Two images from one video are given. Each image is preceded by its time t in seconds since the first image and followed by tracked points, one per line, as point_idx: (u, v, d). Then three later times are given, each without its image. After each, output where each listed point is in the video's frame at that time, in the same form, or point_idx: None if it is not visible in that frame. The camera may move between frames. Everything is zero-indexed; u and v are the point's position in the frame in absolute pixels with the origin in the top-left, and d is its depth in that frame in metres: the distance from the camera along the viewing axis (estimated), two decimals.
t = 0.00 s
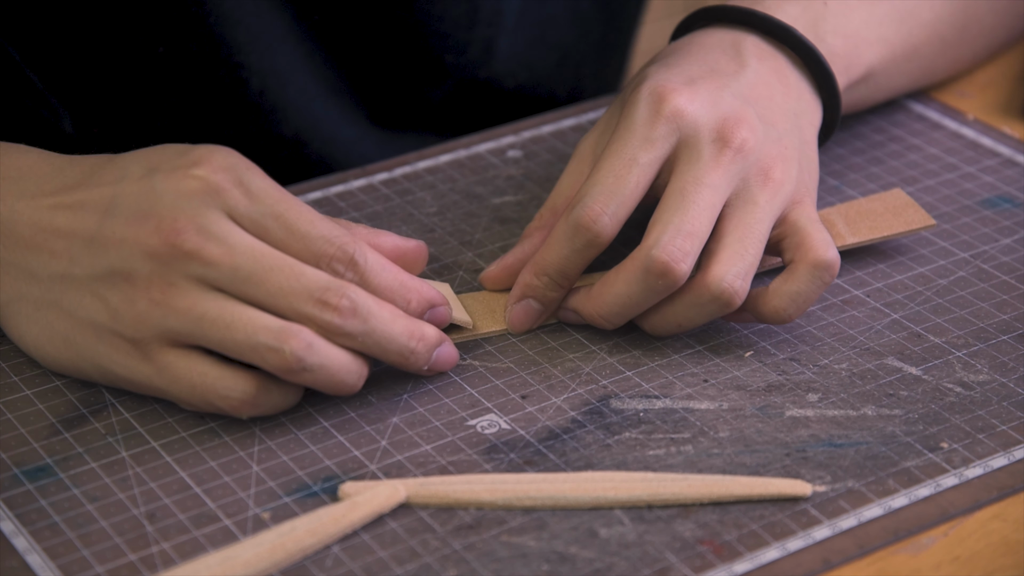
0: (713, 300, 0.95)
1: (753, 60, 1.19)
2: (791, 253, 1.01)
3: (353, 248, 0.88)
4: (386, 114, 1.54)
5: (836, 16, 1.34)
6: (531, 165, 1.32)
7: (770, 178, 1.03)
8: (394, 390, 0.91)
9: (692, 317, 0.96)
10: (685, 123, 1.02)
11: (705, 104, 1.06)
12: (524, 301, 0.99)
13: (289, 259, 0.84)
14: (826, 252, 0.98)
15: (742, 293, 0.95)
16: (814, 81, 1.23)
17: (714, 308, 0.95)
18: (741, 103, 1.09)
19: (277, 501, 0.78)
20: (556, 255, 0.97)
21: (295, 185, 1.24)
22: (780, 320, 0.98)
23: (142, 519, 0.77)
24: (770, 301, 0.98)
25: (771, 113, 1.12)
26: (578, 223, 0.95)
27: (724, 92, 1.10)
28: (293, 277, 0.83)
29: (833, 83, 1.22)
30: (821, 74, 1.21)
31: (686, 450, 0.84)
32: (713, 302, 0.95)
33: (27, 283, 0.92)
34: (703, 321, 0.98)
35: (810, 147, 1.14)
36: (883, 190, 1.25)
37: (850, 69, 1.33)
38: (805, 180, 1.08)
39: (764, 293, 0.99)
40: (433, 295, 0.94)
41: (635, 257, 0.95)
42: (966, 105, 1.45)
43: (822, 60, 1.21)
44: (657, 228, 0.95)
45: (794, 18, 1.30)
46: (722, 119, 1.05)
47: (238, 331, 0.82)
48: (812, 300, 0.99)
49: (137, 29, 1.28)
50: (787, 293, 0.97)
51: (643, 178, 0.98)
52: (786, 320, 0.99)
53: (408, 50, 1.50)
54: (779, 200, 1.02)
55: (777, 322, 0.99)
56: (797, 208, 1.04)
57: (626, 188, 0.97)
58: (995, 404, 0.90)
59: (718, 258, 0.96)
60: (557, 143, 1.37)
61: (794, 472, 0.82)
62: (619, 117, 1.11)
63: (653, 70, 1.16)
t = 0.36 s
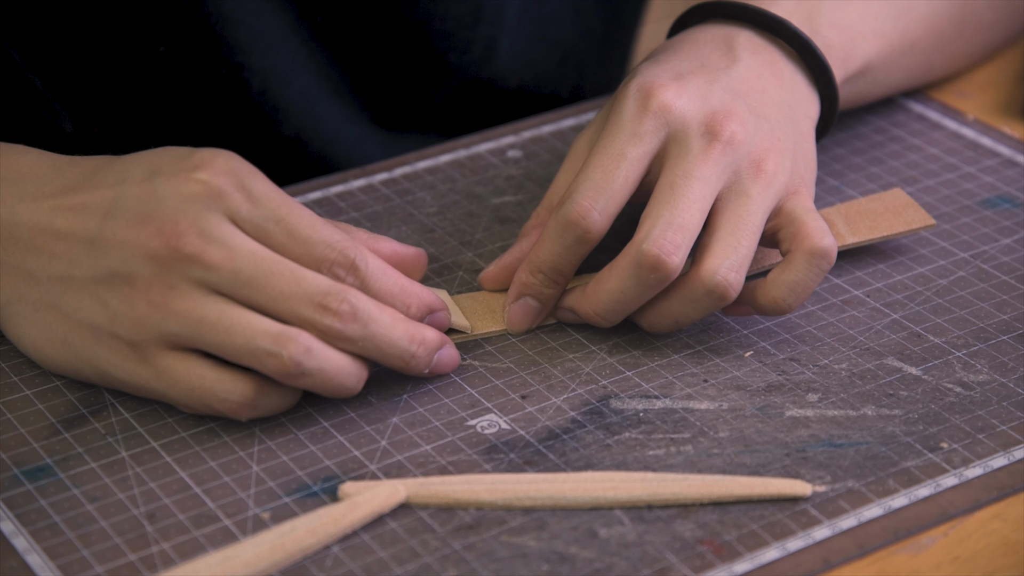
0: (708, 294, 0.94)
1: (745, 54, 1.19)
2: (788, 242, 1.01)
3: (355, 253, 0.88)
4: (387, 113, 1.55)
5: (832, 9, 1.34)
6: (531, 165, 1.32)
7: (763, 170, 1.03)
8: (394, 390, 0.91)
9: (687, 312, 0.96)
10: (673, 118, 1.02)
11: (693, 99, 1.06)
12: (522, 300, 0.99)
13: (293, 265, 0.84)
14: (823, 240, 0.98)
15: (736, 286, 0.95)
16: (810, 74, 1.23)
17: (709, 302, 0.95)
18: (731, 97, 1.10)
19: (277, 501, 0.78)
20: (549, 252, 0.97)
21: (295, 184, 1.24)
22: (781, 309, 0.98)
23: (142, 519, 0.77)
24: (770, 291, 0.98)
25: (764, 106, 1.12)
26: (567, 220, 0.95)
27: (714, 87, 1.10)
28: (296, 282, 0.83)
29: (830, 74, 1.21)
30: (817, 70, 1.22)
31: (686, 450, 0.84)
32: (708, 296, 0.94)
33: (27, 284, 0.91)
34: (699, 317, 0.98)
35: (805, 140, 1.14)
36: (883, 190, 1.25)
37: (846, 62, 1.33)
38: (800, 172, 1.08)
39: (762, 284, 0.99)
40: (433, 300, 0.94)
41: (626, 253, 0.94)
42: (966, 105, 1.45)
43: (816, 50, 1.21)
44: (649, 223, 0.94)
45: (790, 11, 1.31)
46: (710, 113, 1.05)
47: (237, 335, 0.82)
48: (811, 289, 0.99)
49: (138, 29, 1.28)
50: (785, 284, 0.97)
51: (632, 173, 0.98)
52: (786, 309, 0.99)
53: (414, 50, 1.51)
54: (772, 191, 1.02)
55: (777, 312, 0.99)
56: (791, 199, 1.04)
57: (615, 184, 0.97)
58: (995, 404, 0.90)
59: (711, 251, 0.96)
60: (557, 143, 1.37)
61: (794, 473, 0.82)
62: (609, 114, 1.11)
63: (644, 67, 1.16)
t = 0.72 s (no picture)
0: (709, 295, 0.94)
1: (745, 55, 1.19)
2: (790, 244, 1.01)
3: (355, 255, 0.88)
4: (388, 114, 1.54)
5: (832, 10, 1.34)
6: (531, 165, 1.32)
7: (764, 171, 1.03)
8: (394, 390, 0.91)
9: (687, 313, 0.96)
10: (674, 119, 1.02)
11: (694, 100, 1.06)
12: (522, 300, 0.99)
13: (292, 266, 0.84)
14: (824, 241, 0.98)
15: (738, 288, 0.95)
16: (810, 72, 1.23)
17: (709, 304, 0.95)
18: (732, 99, 1.10)
19: (277, 501, 0.78)
20: (549, 253, 0.97)
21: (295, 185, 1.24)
22: (783, 311, 0.99)
23: (142, 519, 0.77)
24: (771, 292, 0.98)
25: (765, 107, 1.12)
26: (568, 220, 0.95)
27: (714, 88, 1.10)
28: (294, 284, 0.83)
29: (829, 73, 1.22)
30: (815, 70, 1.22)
31: (686, 450, 0.84)
32: (708, 298, 0.95)
33: (26, 283, 0.91)
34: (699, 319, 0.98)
35: (805, 140, 1.14)
36: (883, 190, 1.25)
37: (847, 61, 1.33)
38: (801, 174, 1.08)
39: (764, 285, 0.99)
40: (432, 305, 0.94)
41: (626, 254, 0.94)
42: (967, 105, 1.45)
43: (815, 49, 1.21)
44: (649, 223, 0.94)
45: (791, 11, 1.31)
46: (712, 114, 1.05)
47: (236, 337, 0.82)
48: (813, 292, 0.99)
49: (138, 29, 1.28)
50: (786, 285, 0.97)
51: (633, 174, 0.98)
52: (787, 311, 0.99)
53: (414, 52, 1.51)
54: (773, 193, 1.02)
55: (779, 314, 0.99)
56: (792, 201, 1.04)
57: (616, 185, 0.97)
58: (995, 404, 0.90)
59: (712, 253, 0.96)
60: (557, 143, 1.37)
61: (794, 472, 0.82)
62: (610, 115, 1.11)
63: (644, 68, 1.16)
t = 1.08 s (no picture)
0: (707, 295, 0.94)
1: (745, 55, 1.19)
2: (792, 242, 1.01)
3: (365, 251, 0.89)
4: (387, 114, 1.55)
5: (831, 8, 1.33)
6: (531, 165, 1.32)
7: (762, 172, 1.03)
8: (394, 390, 0.91)
9: (686, 312, 0.96)
10: (673, 119, 1.02)
11: (693, 100, 1.06)
12: (521, 299, 0.99)
13: (299, 258, 0.84)
14: (824, 238, 0.98)
15: (734, 288, 0.95)
16: (809, 70, 1.23)
17: (707, 304, 0.95)
18: (731, 99, 1.10)
19: (277, 501, 0.78)
20: (548, 252, 0.97)
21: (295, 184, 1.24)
22: (786, 307, 0.99)
23: (142, 519, 0.77)
24: (774, 288, 0.98)
25: (764, 107, 1.12)
26: (565, 220, 0.95)
27: (713, 88, 1.10)
28: (303, 275, 0.83)
29: (828, 72, 1.22)
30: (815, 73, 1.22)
31: (686, 450, 0.84)
32: (707, 297, 0.94)
33: (30, 280, 0.92)
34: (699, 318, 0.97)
35: (804, 142, 1.14)
36: (883, 190, 1.25)
37: (846, 61, 1.33)
38: (799, 174, 1.08)
39: (767, 281, 0.99)
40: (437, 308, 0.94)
41: (623, 254, 0.95)
42: (966, 105, 1.45)
43: (815, 50, 1.21)
44: (647, 222, 0.94)
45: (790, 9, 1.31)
46: (711, 114, 1.05)
47: (241, 332, 0.81)
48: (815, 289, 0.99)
49: (138, 28, 1.28)
50: (786, 282, 0.97)
51: (631, 175, 0.98)
52: (790, 307, 0.99)
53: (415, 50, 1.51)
54: (771, 193, 1.02)
55: (782, 310, 0.99)
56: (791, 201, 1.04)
57: (615, 185, 0.97)
58: (995, 404, 0.90)
59: (710, 252, 0.96)
60: (557, 143, 1.37)
61: (794, 472, 0.82)
62: (608, 114, 1.11)
63: (643, 67, 1.16)
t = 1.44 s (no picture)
0: (703, 288, 0.94)
1: (740, 52, 1.19)
2: (791, 233, 1.01)
3: (374, 244, 0.91)
4: (387, 113, 1.55)
5: (826, 7, 1.34)
6: (531, 165, 1.32)
7: (758, 168, 1.03)
8: (394, 390, 0.91)
9: (683, 307, 0.96)
10: (668, 114, 1.02)
11: (688, 96, 1.06)
12: (520, 298, 0.99)
13: (313, 231, 0.86)
14: (824, 228, 0.98)
15: (732, 281, 0.95)
16: (804, 67, 1.23)
17: (705, 297, 0.95)
18: (726, 95, 1.10)
19: (277, 501, 0.78)
20: (545, 250, 0.97)
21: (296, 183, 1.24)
22: (789, 296, 0.98)
23: (141, 519, 0.77)
24: (775, 278, 0.98)
25: (759, 103, 1.13)
26: (564, 219, 0.96)
27: (709, 84, 1.10)
28: (317, 245, 0.84)
29: (822, 70, 1.22)
30: (811, 70, 1.22)
31: (686, 450, 0.84)
32: (703, 290, 0.94)
33: (39, 267, 0.93)
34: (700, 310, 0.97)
35: (800, 139, 1.14)
36: (883, 190, 1.25)
37: (841, 60, 1.33)
38: (795, 171, 1.08)
39: (768, 271, 0.99)
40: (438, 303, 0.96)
41: (609, 245, 0.95)
42: (966, 105, 1.45)
43: (809, 47, 1.21)
44: (633, 212, 0.94)
45: (786, 7, 1.31)
46: (706, 110, 1.05)
47: (255, 304, 0.82)
48: (818, 277, 0.99)
49: (137, 26, 1.28)
50: (787, 272, 0.97)
51: (627, 172, 0.99)
52: (793, 297, 0.98)
53: (418, 50, 1.51)
54: (767, 189, 1.02)
55: (784, 300, 0.99)
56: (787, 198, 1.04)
57: (612, 182, 0.97)
58: (995, 404, 0.90)
59: (705, 247, 0.96)
60: (557, 143, 1.37)
61: (794, 472, 0.82)
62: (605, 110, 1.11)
63: (639, 63, 1.16)
